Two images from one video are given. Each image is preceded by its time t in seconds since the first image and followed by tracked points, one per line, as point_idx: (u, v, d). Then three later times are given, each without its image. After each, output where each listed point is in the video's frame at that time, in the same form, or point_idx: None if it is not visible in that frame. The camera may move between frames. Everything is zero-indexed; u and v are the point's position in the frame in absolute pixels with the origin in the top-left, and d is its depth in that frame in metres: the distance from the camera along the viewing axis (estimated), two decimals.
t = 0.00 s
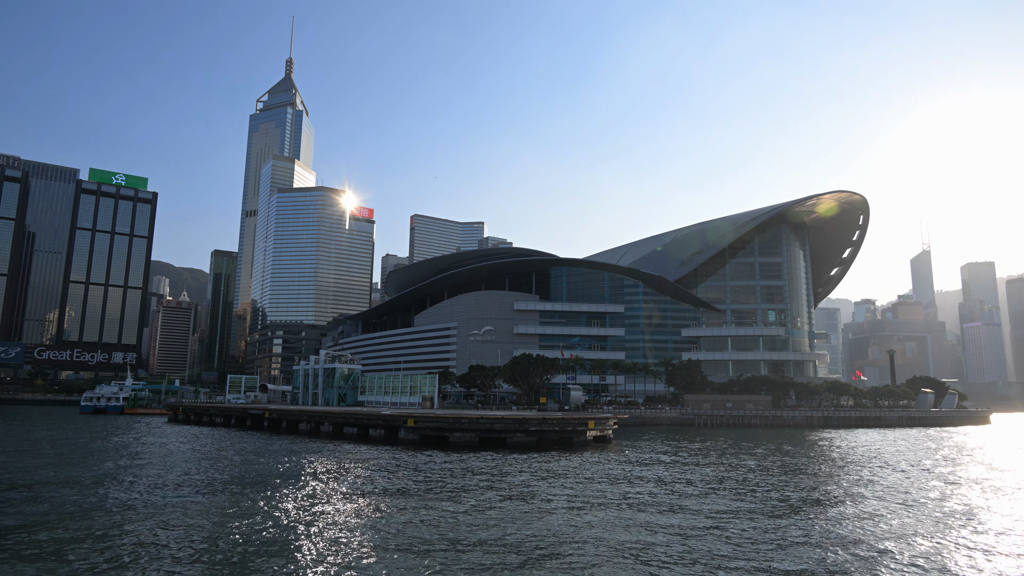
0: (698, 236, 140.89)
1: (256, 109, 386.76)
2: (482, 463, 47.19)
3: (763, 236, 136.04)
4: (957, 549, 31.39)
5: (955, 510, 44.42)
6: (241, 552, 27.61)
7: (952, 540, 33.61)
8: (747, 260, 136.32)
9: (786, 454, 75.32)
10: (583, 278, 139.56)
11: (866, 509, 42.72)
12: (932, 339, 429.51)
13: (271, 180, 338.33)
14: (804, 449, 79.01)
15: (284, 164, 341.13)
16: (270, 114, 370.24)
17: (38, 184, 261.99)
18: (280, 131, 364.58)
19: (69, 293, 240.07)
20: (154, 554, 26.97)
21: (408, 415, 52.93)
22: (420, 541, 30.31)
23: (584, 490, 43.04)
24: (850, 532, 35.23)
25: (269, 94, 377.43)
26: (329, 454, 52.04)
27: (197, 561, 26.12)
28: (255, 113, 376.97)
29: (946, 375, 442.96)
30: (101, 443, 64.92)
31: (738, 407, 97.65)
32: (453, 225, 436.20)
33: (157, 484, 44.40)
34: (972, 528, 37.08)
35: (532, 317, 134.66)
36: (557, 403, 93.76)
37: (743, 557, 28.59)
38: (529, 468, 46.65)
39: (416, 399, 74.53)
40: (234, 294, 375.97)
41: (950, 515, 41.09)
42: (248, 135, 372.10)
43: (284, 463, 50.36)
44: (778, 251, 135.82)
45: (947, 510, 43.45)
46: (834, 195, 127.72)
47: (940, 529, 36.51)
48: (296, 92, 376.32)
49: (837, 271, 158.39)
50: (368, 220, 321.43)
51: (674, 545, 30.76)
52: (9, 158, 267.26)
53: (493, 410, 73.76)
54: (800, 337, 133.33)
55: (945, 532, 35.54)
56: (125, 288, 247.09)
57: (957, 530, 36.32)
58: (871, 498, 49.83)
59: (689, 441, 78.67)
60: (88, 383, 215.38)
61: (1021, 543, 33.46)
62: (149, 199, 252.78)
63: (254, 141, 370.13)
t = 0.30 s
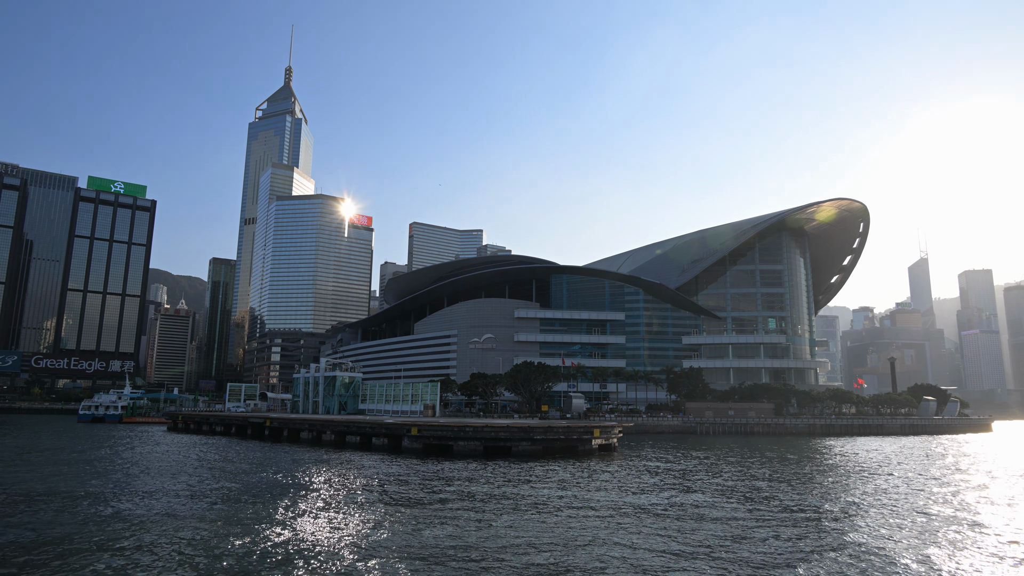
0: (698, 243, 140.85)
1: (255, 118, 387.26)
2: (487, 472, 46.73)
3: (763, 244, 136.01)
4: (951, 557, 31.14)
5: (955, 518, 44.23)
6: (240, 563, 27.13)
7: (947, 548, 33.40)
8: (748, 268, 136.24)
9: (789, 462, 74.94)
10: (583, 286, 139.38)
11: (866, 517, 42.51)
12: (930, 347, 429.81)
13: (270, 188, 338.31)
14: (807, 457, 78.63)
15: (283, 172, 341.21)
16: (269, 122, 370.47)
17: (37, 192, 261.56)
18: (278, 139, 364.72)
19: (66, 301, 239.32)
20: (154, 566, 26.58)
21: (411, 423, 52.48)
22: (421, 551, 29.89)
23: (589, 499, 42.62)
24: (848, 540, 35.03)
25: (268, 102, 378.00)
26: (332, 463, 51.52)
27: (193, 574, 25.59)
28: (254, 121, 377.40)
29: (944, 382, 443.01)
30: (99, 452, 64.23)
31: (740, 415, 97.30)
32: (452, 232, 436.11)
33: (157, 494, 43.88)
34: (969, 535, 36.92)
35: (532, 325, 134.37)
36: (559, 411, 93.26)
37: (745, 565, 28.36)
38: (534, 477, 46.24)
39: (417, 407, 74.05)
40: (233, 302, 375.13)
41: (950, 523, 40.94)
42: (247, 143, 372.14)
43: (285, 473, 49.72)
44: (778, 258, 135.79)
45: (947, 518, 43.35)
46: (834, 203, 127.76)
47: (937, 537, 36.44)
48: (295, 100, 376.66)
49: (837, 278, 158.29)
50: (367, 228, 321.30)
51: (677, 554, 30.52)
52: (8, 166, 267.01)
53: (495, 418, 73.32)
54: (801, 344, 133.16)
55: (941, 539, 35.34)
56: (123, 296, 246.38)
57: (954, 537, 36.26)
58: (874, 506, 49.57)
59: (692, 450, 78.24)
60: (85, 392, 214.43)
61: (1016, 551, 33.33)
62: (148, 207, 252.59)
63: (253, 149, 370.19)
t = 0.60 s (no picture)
0: (699, 250, 140.82)
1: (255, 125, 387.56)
2: (492, 480, 46.31)
3: (764, 251, 135.95)
4: (949, 566, 30.64)
5: (955, 525, 43.81)
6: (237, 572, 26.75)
7: (945, 557, 33.07)
8: (748, 275, 136.13)
9: (791, 470, 74.63)
10: (584, 293, 139.02)
11: (866, 525, 42.02)
12: (928, 354, 430.16)
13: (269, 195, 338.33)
14: (809, 464, 78.25)
15: (282, 179, 341.11)
16: (268, 129, 370.66)
17: (35, 199, 261.07)
18: (277, 146, 364.81)
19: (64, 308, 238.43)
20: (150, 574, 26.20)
21: (414, 431, 51.94)
22: (422, 559, 29.54)
23: (593, 507, 42.11)
24: (851, 548, 34.70)
25: (268, 109, 378.19)
26: (334, 472, 51.00)
27: None
28: (254, 127, 377.53)
29: (942, 390, 443.16)
30: (97, 460, 63.49)
31: (742, 423, 96.91)
32: (451, 239, 436.11)
33: (157, 502, 43.41)
34: (966, 544, 36.57)
35: (532, 332, 133.99)
36: (559, 418, 92.77)
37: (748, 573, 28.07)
38: (539, 485, 45.84)
39: (419, 415, 73.58)
40: (231, 309, 374.22)
41: (949, 530, 40.50)
42: (246, 150, 372.12)
43: (283, 482, 49.16)
44: (779, 265, 135.70)
45: (945, 526, 42.90)
46: (835, 210, 127.71)
47: (933, 546, 35.94)
48: (294, 107, 377.17)
49: (838, 285, 158.29)
50: (366, 235, 320.99)
51: (683, 562, 30.16)
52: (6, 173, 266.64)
53: (497, 425, 72.92)
54: (802, 352, 133.08)
55: (938, 549, 34.83)
56: (121, 302, 245.61)
57: (949, 547, 35.70)
58: (878, 514, 49.18)
59: (695, 457, 77.85)
60: (83, 399, 213.54)
61: (1014, 560, 32.84)
62: (147, 213, 252.32)
63: (252, 156, 370.20)
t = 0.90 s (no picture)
0: (699, 255, 140.73)
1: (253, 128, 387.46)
2: (496, 485, 45.91)
3: (764, 255, 135.85)
4: (947, 571, 30.41)
5: (957, 531, 43.28)
6: None
7: (946, 561, 33.01)
8: (749, 279, 136.00)
9: (793, 474, 74.45)
10: (584, 297, 138.80)
11: (870, 531, 41.50)
12: (925, 359, 430.58)
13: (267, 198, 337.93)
14: (811, 470, 77.95)
15: (281, 182, 340.78)
16: (266, 132, 370.34)
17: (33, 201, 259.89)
18: (276, 149, 364.50)
19: (61, 311, 237.46)
20: None
21: (417, 436, 51.45)
22: (424, 566, 29.20)
23: (599, 512, 41.82)
24: (854, 553, 34.61)
25: (267, 112, 378.06)
26: (336, 476, 50.51)
27: None
28: (253, 130, 377.41)
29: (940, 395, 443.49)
30: (94, 465, 62.80)
31: (744, 427, 96.57)
32: (449, 243, 435.78)
33: (154, 507, 42.95)
34: (967, 551, 35.95)
35: (532, 336, 133.64)
36: (560, 423, 92.27)
37: None
38: (543, 490, 45.42)
39: (420, 419, 73.05)
40: (228, 312, 373.21)
41: (947, 537, 39.89)
42: (244, 152, 371.68)
43: (284, 486, 48.69)
44: (779, 270, 135.61)
45: (945, 532, 42.48)
46: (835, 214, 127.68)
47: (933, 553, 35.25)
48: (293, 110, 377.03)
49: (838, 290, 158.49)
50: (364, 238, 320.56)
51: (688, 569, 29.76)
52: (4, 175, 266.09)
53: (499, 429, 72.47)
54: (803, 356, 132.91)
55: (938, 557, 34.25)
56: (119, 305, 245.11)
57: (945, 554, 35.06)
58: (881, 519, 48.98)
59: (697, 462, 77.55)
60: (79, 402, 212.84)
61: (1017, 567, 32.40)
62: (145, 216, 251.51)
63: (250, 159, 369.78)
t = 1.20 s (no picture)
0: (700, 261, 140.73)
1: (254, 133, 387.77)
2: (501, 492, 45.49)
3: (766, 261, 135.90)
4: None
5: (959, 539, 43.12)
6: None
7: (948, 570, 32.92)
8: (751, 286, 135.87)
9: (798, 482, 73.99)
10: (585, 303, 138.41)
11: (874, 538, 41.27)
12: (925, 366, 430.41)
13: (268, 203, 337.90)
14: (814, 477, 77.62)
15: (281, 187, 340.90)
16: (267, 137, 370.66)
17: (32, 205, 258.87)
18: (277, 155, 364.58)
19: (61, 316, 236.99)
20: None
21: (422, 442, 51.03)
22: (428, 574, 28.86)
23: (603, 520, 41.36)
24: (863, 561, 34.29)
25: (268, 118, 378.52)
26: (339, 484, 50.02)
27: None
28: (253, 136, 377.80)
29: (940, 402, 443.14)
30: (92, 471, 62.04)
31: (747, 434, 96.19)
32: (450, 249, 435.87)
33: (154, 514, 42.40)
34: (976, 559, 35.59)
35: (534, 342, 133.20)
36: (563, 429, 91.78)
37: None
38: (549, 498, 44.90)
39: (423, 425, 72.60)
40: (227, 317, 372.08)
41: (953, 544, 39.66)
42: (245, 158, 371.81)
43: (283, 494, 48.27)
44: (782, 276, 135.59)
45: (949, 540, 42.41)
46: (838, 221, 127.65)
47: (944, 561, 34.83)
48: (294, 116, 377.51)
49: (839, 297, 158.46)
50: (365, 244, 320.56)
51: None
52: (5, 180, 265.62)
53: (502, 436, 72.18)
54: (805, 363, 132.77)
55: (947, 565, 33.82)
56: (118, 310, 244.41)
57: (954, 562, 34.70)
58: (887, 526, 48.72)
59: (700, 470, 77.19)
60: (78, 407, 212.30)
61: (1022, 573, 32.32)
62: (145, 221, 251.95)
63: (251, 165, 369.91)
